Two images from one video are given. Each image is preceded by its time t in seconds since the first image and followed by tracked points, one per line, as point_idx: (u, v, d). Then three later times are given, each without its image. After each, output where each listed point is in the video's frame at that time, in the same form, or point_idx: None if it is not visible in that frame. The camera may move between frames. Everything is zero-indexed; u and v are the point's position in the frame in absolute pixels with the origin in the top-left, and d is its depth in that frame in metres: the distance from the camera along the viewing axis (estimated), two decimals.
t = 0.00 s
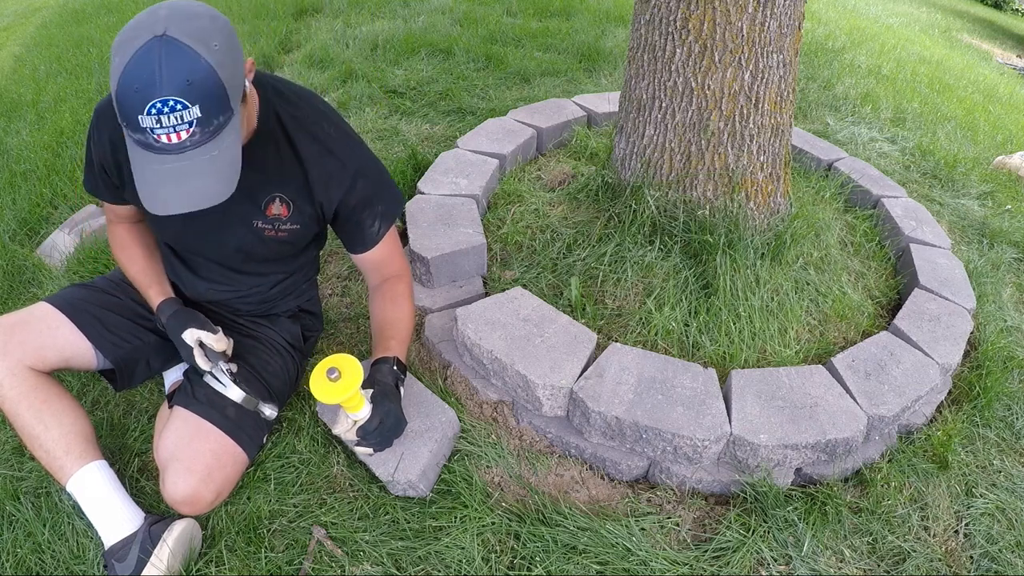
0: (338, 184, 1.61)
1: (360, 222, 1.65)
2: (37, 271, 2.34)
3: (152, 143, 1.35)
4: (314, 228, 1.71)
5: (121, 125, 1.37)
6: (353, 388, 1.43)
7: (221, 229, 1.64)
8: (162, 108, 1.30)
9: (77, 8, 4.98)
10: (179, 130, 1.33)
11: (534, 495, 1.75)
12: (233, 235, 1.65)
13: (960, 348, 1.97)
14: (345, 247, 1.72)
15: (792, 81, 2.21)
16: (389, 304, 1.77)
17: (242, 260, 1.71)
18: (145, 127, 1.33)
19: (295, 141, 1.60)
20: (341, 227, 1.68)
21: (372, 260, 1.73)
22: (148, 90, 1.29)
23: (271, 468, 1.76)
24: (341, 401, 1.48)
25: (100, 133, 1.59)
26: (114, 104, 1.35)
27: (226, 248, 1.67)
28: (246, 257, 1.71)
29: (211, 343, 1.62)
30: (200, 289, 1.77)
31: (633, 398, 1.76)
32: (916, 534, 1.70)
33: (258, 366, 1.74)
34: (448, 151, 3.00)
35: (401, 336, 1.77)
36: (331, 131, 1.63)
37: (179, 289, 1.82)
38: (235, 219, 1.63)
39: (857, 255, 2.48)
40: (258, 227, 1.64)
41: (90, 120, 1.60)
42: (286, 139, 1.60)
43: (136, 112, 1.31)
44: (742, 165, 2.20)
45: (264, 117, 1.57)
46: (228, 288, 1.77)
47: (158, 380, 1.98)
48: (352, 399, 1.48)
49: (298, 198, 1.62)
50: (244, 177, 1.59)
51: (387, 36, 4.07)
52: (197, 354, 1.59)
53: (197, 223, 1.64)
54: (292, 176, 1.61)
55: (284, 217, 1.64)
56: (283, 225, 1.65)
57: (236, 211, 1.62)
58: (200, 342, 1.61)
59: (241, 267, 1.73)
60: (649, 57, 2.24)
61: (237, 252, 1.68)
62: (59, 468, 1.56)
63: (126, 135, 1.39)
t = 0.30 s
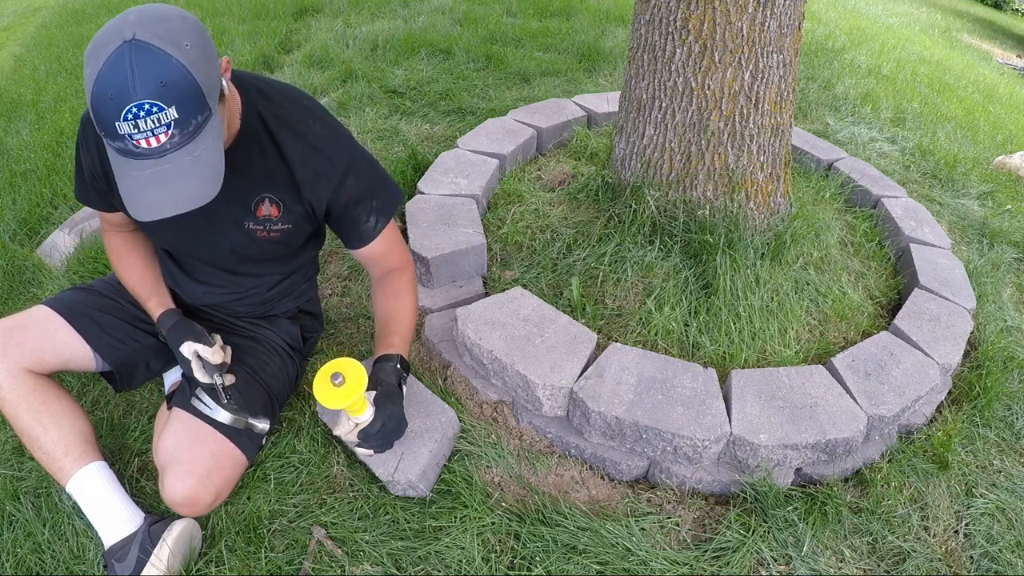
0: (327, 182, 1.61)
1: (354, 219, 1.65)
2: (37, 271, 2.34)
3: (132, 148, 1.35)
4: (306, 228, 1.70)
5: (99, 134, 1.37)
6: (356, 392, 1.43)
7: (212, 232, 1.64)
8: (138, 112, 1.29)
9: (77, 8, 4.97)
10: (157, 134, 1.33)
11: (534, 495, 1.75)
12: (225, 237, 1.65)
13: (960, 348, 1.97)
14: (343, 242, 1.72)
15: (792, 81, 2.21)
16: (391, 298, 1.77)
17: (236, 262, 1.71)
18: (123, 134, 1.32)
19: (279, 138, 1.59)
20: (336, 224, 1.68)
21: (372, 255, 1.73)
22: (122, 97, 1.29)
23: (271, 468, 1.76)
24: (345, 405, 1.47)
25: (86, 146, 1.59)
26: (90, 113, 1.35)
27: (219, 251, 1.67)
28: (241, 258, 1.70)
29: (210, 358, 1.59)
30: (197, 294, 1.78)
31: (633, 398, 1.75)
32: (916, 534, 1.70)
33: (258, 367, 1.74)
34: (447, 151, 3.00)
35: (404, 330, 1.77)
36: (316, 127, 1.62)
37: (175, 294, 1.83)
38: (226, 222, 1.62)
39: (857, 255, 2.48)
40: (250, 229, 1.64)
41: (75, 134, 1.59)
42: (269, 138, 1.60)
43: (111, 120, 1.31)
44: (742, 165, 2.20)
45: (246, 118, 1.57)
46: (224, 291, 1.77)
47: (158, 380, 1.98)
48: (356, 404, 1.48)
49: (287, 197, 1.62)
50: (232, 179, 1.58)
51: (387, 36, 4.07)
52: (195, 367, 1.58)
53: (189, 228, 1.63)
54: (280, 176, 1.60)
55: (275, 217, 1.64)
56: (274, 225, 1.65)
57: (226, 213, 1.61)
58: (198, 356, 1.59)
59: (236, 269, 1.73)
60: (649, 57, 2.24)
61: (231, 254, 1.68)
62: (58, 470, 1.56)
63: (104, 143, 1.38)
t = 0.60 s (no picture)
0: (329, 182, 1.61)
1: (354, 220, 1.65)
2: (37, 271, 2.34)
3: (149, 121, 1.34)
4: (308, 228, 1.70)
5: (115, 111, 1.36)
6: (356, 393, 1.43)
7: (214, 232, 1.64)
8: (159, 80, 1.30)
9: (77, 8, 4.97)
10: (176, 104, 1.32)
11: (534, 495, 1.75)
12: (227, 238, 1.65)
13: (960, 348, 1.97)
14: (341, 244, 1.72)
15: (792, 81, 2.21)
16: (388, 300, 1.77)
17: (238, 262, 1.71)
18: (141, 105, 1.32)
19: (281, 138, 1.59)
20: (335, 225, 1.68)
21: (370, 257, 1.73)
22: (142, 66, 1.29)
23: (271, 468, 1.76)
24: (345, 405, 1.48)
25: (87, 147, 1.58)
26: (107, 91, 1.34)
27: (221, 251, 1.67)
28: (243, 259, 1.70)
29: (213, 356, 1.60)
30: (198, 293, 1.78)
31: (633, 398, 1.75)
32: (916, 534, 1.70)
33: (258, 368, 1.74)
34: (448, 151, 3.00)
35: (401, 333, 1.77)
36: (319, 127, 1.62)
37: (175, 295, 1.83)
38: (228, 222, 1.62)
39: (857, 255, 2.48)
40: (252, 230, 1.64)
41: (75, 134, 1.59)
42: (273, 137, 1.59)
43: (131, 90, 1.31)
44: (742, 165, 2.20)
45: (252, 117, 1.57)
46: (225, 291, 1.77)
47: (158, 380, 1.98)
48: (356, 404, 1.48)
49: (290, 198, 1.62)
50: (234, 180, 1.58)
51: (387, 36, 4.06)
52: (197, 365, 1.58)
53: (190, 228, 1.64)
54: (282, 176, 1.60)
55: (277, 219, 1.64)
56: (276, 226, 1.65)
57: (228, 214, 1.62)
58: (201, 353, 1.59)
59: (237, 269, 1.73)
60: (649, 57, 2.24)
61: (233, 253, 1.68)
62: (59, 470, 1.56)
63: (117, 122, 1.37)
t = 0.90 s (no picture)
0: (341, 186, 1.63)
1: (359, 224, 1.67)
2: (37, 271, 2.34)
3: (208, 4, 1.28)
4: (314, 231, 1.71)
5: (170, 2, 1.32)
6: (354, 390, 1.43)
7: (223, 234, 1.63)
8: None
9: (77, 8, 4.97)
10: None
11: (534, 495, 1.75)
12: (235, 239, 1.64)
13: (960, 348, 1.97)
14: (341, 248, 1.72)
15: (792, 81, 2.21)
16: (386, 305, 1.77)
17: (245, 265, 1.71)
18: None
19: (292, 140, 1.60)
20: (341, 228, 1.69)
21: (369, 262, 1.74)
22: None
23: (271, 468, 1.76)
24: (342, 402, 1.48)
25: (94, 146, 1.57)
26: None
27: (229, 253, 1.67)
28: (250, 261, 1.70)
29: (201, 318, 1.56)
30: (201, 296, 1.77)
31: (633, 398, 1.75)
32: (916, 534, 1.70)
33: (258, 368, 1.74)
34: (448, 151, 3.00)
35: (399, 339, 1.77)
36: (330, 129, 1.64)
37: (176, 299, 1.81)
38: (237, 223, 1.62)
39: (857, 255, 2.48)
40: (260, 231, 1.64)
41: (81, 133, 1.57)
42: (287, 139, 1.60)
43: None
44: (742, 165, 2.20)
45: (267, 117, 1.59)
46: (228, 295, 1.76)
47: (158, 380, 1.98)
48: (353, 401, 1.49)
49: (301, 201, 1.63)
50: (244, 181, 1.59)
51: (387, 36, 4.06)
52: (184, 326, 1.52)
53: (198, 228, 1.62)
54: (294, 179, 1.61)
55: (287, 221, 1.64)
56: (285, 229, 1.65)
57: (237, 215, 1.61)
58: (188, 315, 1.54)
59: (243, 272, 1.72)
60: (649, 57, 2.24)
61: (241, 256, 1.68)
62: (59, 470, 1.56)
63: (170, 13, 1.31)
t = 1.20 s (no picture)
0: (351, 183, 1.64)
1: (363, 223, 1.68)
2: (36, 271, 2.34)
3: None
4: (320, 229, 1.72)
5: None
6: (352, 387, 1.43)
7: (231, 227, 1.63)
8: None
9: (77, 8, 4.97)
10: None
11: (534, 496, 1.75)
12: (242, 233, 1.64)
13: (960, 348, 1.97)
14: (342, 248, 1.73)
15: (792, 81, 2.21)
16: (386, 307, 1.77)
17: (251, 261, 1.71)
18: None
19: (305, 137, 1.63)
20: (346, 226, 1.70)
21: (370, 263, 1.74)
22: None
23: (271, 468, 1.76)
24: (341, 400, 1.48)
25: (106, 131, 1.56)
26: None
27: (235, 247, 1.66)
28: (255, 257, 1.70)
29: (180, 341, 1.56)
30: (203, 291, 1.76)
31: (633, 398, 1.75)
32: (916, 534, 1.70)
33: (258, 368, 1.74)
34: (447, 151, 3.01)
35: (399, 341, 1.78)
36: (342, 129, 1.67)
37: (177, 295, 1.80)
38: (246, 217, 1.62)
39: (857, 255, 2.48)
40: (268, 226, 1.64)
41: (93, 117, 1.56)
42: (301, 136, 1.63)
43: None
44: (742, 165, 2.20)
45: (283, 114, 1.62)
46: (230, 290, 1.75)
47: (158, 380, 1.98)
48: (352, 399, 1.48)
49: (310, 197, 1.64)
50: (255, 174, 1.60)
51: (387, 36, 4.06)
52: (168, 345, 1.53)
53: (207, 221, 1.62)
54: (304, 174, 1.62)
55: (295, 216, 1.65)
56: (292, 225, 1.66)
57: (246, 208, 1.61)
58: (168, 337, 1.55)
59: (247, 268, 1.72)
60: (649, 57, 2.24)
61: (247, 251, 1.67)
62: (59, 468, 1.56)
63: None
